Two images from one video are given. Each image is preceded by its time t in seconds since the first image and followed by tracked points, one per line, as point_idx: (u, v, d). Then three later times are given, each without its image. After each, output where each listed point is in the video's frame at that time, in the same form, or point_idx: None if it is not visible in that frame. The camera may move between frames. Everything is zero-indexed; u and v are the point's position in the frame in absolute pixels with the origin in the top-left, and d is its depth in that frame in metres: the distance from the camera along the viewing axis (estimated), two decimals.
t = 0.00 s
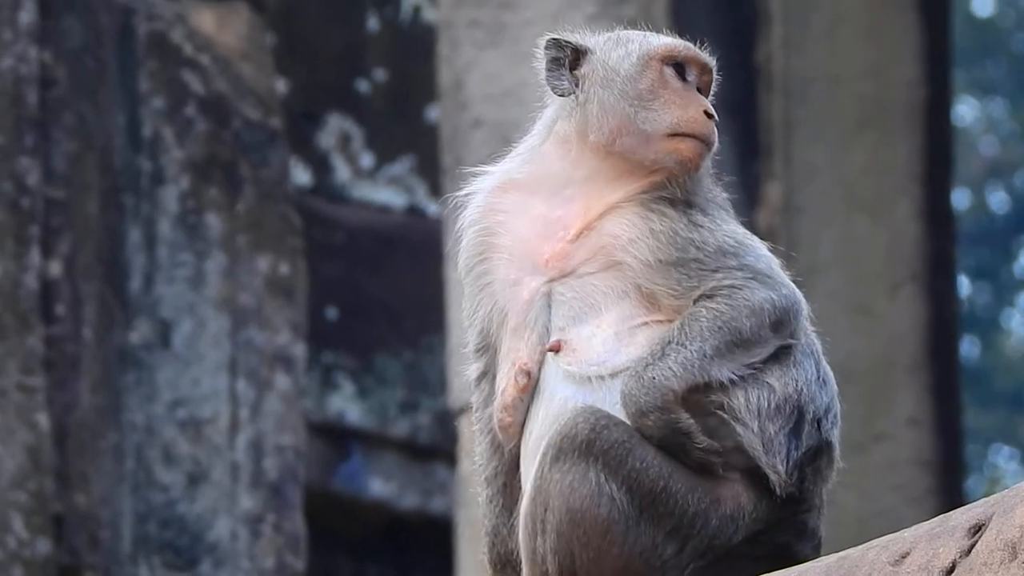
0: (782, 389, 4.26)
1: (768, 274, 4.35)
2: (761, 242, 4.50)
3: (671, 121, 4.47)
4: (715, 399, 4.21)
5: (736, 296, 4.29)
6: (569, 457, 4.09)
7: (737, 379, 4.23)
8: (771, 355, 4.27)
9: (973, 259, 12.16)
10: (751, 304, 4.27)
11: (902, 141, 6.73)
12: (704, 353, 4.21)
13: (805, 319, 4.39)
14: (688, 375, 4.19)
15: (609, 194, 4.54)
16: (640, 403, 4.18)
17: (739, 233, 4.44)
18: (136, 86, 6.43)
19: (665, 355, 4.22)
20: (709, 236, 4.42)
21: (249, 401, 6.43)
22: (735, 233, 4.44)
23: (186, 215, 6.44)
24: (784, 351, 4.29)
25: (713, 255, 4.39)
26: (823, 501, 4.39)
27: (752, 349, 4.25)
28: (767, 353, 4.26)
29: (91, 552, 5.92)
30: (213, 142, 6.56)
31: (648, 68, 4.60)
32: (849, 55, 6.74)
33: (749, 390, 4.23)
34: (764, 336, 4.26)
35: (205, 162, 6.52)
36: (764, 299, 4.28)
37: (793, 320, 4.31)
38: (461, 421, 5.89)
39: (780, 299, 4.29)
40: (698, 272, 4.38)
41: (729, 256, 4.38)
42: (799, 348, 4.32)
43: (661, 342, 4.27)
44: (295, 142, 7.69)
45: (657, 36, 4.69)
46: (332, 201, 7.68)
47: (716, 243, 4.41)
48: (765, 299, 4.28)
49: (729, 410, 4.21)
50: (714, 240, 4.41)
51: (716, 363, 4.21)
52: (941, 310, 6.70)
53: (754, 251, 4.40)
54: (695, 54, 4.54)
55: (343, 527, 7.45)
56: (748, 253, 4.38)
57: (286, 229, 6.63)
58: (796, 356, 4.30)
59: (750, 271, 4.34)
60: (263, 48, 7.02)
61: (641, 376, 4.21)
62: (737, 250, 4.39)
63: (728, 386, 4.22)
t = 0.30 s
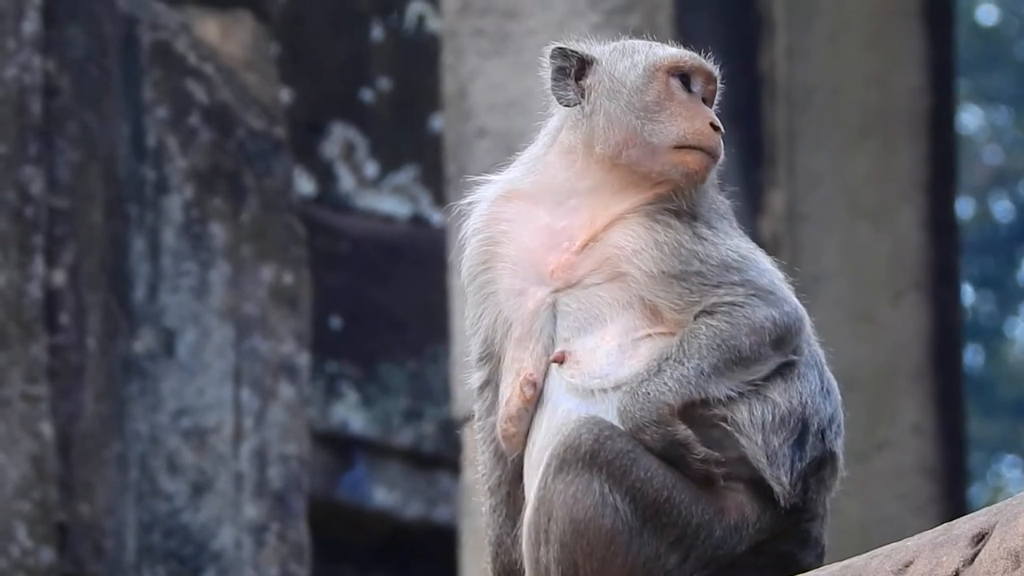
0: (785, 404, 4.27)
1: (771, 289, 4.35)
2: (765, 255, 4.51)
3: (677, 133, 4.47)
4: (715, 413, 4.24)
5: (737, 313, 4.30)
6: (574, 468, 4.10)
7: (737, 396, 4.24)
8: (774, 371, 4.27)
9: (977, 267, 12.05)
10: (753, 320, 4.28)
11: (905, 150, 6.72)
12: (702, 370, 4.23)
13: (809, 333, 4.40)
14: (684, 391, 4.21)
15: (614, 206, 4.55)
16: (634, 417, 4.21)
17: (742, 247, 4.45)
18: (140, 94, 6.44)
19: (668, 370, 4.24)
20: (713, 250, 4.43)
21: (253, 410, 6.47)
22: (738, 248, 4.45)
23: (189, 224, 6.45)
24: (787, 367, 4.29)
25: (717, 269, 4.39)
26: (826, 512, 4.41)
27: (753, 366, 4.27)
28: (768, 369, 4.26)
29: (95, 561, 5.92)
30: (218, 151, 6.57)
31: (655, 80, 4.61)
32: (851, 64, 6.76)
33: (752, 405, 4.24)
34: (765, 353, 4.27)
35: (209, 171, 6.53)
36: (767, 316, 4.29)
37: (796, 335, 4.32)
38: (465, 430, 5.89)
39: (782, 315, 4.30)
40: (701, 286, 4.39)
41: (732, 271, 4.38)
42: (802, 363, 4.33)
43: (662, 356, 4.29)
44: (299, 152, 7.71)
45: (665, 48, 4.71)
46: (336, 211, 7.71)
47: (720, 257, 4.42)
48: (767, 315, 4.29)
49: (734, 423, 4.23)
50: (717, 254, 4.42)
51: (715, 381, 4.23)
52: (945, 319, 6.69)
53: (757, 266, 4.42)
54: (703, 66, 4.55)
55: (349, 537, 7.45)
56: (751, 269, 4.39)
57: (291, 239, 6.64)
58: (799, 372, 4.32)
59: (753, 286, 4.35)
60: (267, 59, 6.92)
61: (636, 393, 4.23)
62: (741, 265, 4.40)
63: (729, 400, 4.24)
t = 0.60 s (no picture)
0: (785, 410, 4.27)
1: (771, 295, 4.35)
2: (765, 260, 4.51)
3: (676, 138, 4.47)
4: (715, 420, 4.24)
5: (737, 319, 4.30)
6: (575, 474, 4.10)
7: (739, 403, 4.24)
8: (774, 377, 4.27)
9: (978, 272, 12.03)
10: (752, 327, 4.28)
11: (908, 154, 6.73)
12: (702, 377, 4.24)
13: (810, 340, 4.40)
14: (684, 399, 4.22)
15: (614, 211, 4.54)
16: (635, 425, 4.22)
17: (742, 252, 4.45)
18: (140, 98, 6.44)
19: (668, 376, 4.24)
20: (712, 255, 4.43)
21: (254, 415, 6.47)
22: (738, 253, 4.45)
23: (191, 228, 6.44)
24: (787, 372, 4.29)
25: (716, 274, 4.39)
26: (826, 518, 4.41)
27: (753, 372, 4.27)
28: (769, 376, 4.26)
29: (94, 565, 5.93)
30: (218, 155, 6.56)
31: (654, 84, 4.61)
32: (853, 67, 6.69)
33: (753, 412, 4.24)
34: (765, 359, 4.27)
35: (210, 175, 6.52)
36: (767, 322, 4.29)
37: (796, 341, 4.32)
38: (466, 435, 5.88)
39: (781, 321, 4.30)
40: (700, 292, 4.39)
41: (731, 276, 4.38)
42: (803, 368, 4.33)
43: (663, 363, 4.29)
44: (301, 155, 7.73)
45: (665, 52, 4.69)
46: (337, 215, 7.73)
47: (719, 262, 4.41)
48: (767, 322, 4.29)
49: (736, 431, 4.23)
50: (716, 259, 4.42)
51: (715, 388, 4.24)
52: (946, 324, 6.72)
53: (757, 271, 4.41)
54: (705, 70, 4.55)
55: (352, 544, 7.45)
56: (751, 274, 4.39)
57: (292, 243, 6.63)
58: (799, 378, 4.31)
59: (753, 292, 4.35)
60: (268, 61, 6.96)
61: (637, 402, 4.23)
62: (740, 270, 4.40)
63: (730, 407, 4.24)
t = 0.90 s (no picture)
0: (786, 413, 4.27)
1: (771, 297, 4.35)
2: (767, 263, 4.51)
3: (668, 146, 4.46)
4: (716, 423, 4.25)
5: (736, 322, 4.31)
6: (576, 477, 4.12)
7: (739, 406, 4.25)
8: (775, 380, 4.27)
9: (979, 275, 11.99)
10: (752, 330, 4.29)
11: (909, 156, 6.73)
12: (702, 380, 4.25)
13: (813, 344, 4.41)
14: (685, 403, 4.24)
15: (609, 220, 4.54)
16: (635, 430, 4.24)
17: (742, 255, 4.45)
18: (142, 100, 6.45)
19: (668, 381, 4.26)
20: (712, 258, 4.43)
21: (255, 417, 6.46)
22: (738, 256, 4.44)
23: (192, 230, 6.44)
24: (789, 374, 4.29)
25: (716, 278, 4.39)
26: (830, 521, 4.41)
27: (754, 375, 4.27)
28: (769, 378, 4.27)
29: (95, 567, 5.94)
30: (219, 158, 6.54)
31: (647, 90, 4.58)
32: (855, 69, 6.67)
33: (754, 415, 4.25)
34: (766, 361, 4.28)
35: (211, 177, 6.51)
36: (766, 324, 4.29)
37: (797, 343, 4.32)
38: (466, 437, 5.90)
39: (781, 323, 4.30)
40: (700, 296, 4.39)
41: (731, 280, 4.38)
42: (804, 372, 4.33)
43: (663, 367, 4.30)
44: (302, 157, 7.76)
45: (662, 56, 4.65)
46: (337, 217, 7.74)
47: (719, 265, 4.41)
48: (767, 324, 4.29)
49: (738, 434, 4.24)
50: (716, 262, 4.42)
51: (716, 391, 4.25)
52: (947, 326, 6.73)
53: (757, 273, 4.41)
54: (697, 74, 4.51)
55: (353, 547, 7.45)
56: (750, 276, 4.39)
57: (293, 245, 6.61)
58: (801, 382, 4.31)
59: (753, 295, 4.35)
60: (268, 63, 6.96)
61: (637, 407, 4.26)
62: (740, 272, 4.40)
63: (731, 410, 4.25)
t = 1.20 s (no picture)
0: (788, 418, 4.28)
1: (771, 299, 4.34)
2: (770, 267, 4.50)
3: (636, 156, 4.50)
4: (717, 428, 4.25)
5: (736, 326, 4.31)
6: (578, 480, 4.13)
7: (740, 409, 4.25)
8: (776, 382, 4.27)
9: (979, 278, 11.93)
10: (752, 332, 4.28)
11: (908, 160, 6.71)
12: (702, 385, 4.25)
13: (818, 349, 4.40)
14: (685, 407, 4.24)
15: (601, 233, 4.56)
16: (636, 436, 4.25)
17: (741, 258, 4.43)
18: (143, 103, 6.47)
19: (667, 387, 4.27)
20: (712, 262, 4.43)
21: (256, 420, 6.45)
22: (738, 259, 4.43)
23: (192, 233, 6.45)
24: (790, 377, 4.28)
25: (714, 283, 4.39)
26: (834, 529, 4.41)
27: (755, 378, 4.27)
28: (771, 380, 4.26)
29: (96, 570, 5.95)
30: (220, 161, 6.54)
31: (615, 99, 4.61)
32: (855, 72, 6.66)
33: (756, 420, 4.25)
34: (766, 363, 4.27)
35: (212, 180, 6.51)
36: (766, 326, 4.29)
37: (798, 343, 4.30)
38: (468, 440, 5.92)
39: (781, 325, 4.29)
40: (699, 301, 4.40)
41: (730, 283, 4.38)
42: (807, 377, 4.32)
43: (664, 373, 4.31)
44: (302, 160, 7.74)
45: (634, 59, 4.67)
46: (338, 221, 7.73)
47: (719, 269, 4.41)
48: (766, 326, 4.29)
49: (739, 440, 4.24)
50: (716, 266, 4.42)
51: (716, 395, 4.25)
52: (948, 330, 6.73)
53: (757, 275, 4.40)
54: (663, 77, 4.53)
55: (353, 550, 7.44)
56: (749, 279, 4.38)
57: (294, 249, 6.59)
58: (802, 386, 4.30)
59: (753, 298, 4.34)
60: (268, 65, 6.90)
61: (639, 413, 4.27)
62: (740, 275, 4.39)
63: (733, 414, 4.25)
